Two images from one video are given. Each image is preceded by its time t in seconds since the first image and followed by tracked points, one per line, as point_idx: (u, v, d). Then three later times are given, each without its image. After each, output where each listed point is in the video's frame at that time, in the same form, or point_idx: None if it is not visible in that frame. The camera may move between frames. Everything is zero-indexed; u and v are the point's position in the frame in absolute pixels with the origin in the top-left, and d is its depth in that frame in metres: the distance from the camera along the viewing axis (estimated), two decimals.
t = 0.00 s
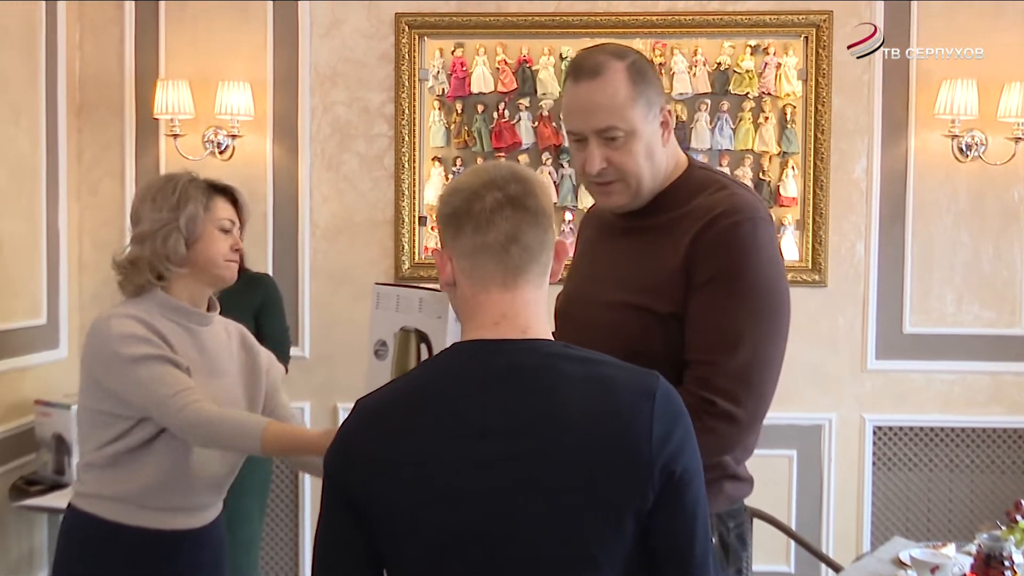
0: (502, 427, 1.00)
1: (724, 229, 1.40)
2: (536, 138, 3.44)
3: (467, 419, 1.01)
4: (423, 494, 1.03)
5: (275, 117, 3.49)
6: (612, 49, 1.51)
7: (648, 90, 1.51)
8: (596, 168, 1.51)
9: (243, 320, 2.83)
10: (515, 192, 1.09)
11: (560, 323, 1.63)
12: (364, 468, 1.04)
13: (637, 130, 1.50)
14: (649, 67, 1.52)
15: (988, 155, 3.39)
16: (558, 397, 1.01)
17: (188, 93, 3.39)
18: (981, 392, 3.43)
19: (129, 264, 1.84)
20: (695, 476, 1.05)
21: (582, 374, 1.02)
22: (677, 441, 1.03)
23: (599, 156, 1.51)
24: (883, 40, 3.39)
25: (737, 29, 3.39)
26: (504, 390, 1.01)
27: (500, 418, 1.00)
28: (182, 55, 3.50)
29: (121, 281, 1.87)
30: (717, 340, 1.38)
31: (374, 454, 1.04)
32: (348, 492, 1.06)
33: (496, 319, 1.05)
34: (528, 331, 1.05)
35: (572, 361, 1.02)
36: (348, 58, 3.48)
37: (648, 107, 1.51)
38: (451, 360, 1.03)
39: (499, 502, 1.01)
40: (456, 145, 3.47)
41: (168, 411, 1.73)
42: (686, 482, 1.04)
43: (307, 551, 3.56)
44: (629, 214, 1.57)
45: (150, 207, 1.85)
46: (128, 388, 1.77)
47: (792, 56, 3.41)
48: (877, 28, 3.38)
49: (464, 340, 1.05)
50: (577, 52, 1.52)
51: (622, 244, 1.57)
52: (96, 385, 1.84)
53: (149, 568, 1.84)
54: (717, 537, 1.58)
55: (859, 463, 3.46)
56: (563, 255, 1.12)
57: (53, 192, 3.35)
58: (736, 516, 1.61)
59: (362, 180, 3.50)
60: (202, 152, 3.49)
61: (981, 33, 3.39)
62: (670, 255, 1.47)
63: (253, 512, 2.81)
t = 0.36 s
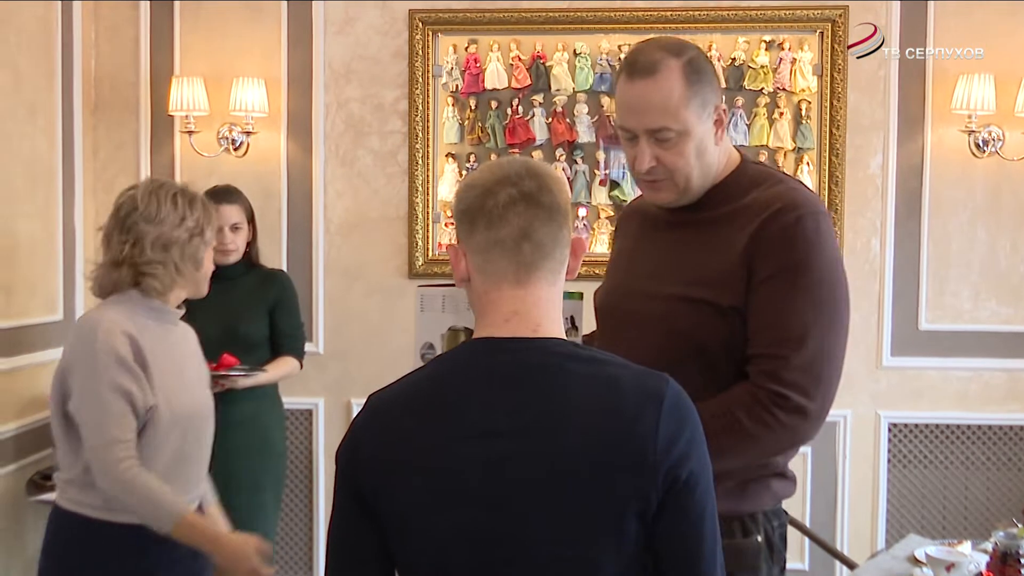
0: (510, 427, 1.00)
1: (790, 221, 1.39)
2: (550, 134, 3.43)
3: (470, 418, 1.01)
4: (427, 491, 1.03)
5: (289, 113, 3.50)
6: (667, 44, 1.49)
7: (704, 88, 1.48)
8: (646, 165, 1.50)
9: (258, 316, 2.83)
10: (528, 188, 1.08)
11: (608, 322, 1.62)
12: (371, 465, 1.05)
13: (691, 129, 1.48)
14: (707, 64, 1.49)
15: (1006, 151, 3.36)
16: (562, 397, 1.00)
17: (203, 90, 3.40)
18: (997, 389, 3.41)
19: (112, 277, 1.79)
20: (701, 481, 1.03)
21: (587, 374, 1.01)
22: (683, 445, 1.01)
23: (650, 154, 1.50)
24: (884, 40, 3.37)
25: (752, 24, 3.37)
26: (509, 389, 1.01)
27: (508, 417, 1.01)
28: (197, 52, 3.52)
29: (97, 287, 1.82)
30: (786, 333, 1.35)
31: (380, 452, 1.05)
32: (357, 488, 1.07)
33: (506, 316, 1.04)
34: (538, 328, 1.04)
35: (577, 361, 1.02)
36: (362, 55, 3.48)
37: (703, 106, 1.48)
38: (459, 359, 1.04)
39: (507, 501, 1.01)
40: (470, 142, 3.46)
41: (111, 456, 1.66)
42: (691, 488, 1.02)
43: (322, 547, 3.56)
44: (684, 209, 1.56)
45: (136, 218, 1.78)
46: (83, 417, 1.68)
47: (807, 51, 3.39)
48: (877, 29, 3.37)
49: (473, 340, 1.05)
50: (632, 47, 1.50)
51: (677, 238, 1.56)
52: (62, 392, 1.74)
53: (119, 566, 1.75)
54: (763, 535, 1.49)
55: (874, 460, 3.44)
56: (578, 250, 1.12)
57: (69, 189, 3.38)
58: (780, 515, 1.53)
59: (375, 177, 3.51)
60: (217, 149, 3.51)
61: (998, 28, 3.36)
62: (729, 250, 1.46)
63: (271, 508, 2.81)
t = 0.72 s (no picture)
0: (506, 431, 1.00)
1: (842, 229, 1.35)
2: (558, 138, 3.44)
3: (465, 422, 1.02)
4: (422, 494, 1.03)
5: (298, 118, 3.51)
6: (719, 44, 1.46)
7: (756, 89, 1.45)
8: (695, 165, 1.45)
9: (267, 319, 2.84)
10: (526, 192, 1.08)
11: (646, 323, 1.57)
12: (371, 465, 1.06)
13: (744, 129, 1.44)
14: (760, 64, 1.46)
15: (1015, 154, 3.35)
16: (555, 404, 1.00)
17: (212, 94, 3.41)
18: (1007, 392, 3.40)
19: (71, 273, 1.80)
20: (694, 495, 1.02)
21: (583, 381, 1.01)
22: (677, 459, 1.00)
23: (700, 152, 1.45)
24: (884, 40, 3.37)
25: (760, 27, 3.37)
26: (505, 395, 1.01)
27: (504, 422, 1.00)
28: (207, 57, 3.53)
29: (52, 285, 1.82)
30: (837, 340, 1.33)
31: (379, 454, 1.06)
32: (358, 490, 1.08)
33: (505, 322, 1.05)
34: (536, 336, 1.04)
35: (574, 367, 1.01)
36: (370, 59, 3.49)
37: (755, 106, 1.45)
38: (461, 365, 1.04)
39: (502, 506, 1.01)
40: (478, 145, 3.47)
41: (80, 457, 1.71)
42: (686, 501, 1.00)
43: (330, 550, 3.56)
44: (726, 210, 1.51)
45: (100, 217, 1.82)
46: (59, 414, 1.72)
47: (816, 55, 3.39)
48: (877, 28, 3.36)
49: (474, 344, 1.06)
50: (684, 45, 1.47)
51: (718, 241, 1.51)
52: (40, 383, 1.74)
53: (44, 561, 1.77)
54: (801, 542, 1.46)
55: (883, 465, 3.43)
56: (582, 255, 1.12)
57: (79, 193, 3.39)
58: (815, 523, 1.51)
59: (384, 180, 3.51)
60: (226, 153, 3.52)
61: (1008, 31, 3.35)
62: (776, 253, 1.42)
63: (280, 511, 2.82)
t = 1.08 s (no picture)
0: (506, 432, 1.00)
1: (870, 230, 1.35)
2: (565, 138, 3.43)
3: (468, 423, 1.02)
4: (425, 495, 1.03)
5: (305, 118, 3.52)
6: (747, 40, 1.46)
7: (780, 85, 1.44)
8: (720, 158, 1.45)
9: (274, 320, 2.84)
10: (519, 198, 1.07)
11: (667, 322, 1.57)
12: (376, 466, 1.06)
13: (771, 124, 1.44)
14: (789, 62, 1.46)
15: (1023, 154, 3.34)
16: (559, 406, 1.00)
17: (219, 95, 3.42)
18: (1015, 393, 3.39)
19: (59, 268, 1.88)
20: (697, 498, 1.01)
21: (585, 383, 1.01)
22: (680, 462, 0.99)
23: (725, 144, 1.45)
24: (884, 40, 3.35)
25: (768, 27, 3.37)
26: (510, 396, 1.01)
27: (504, 425, 1.01)
28: (215, 57, 3.53)
29: (40, 279, 1.91)
30: (869, 342, 1.32)
31: (387, 456, 1.06)
32: (363, 491, 1.08)
33: (507, 324, 1.05)
34: (539, 337, 1.04)
35: (575, 368, 1.01)
36: (377, 59, 3.49)
37: (782, 102, 1.45)
38: (468, 367, 1.04)
39: (503, 509, 1.01)
40: (485, 146, 3.47)
41: (57, 428, 1.78)
42: (687, 505, 1.00)
43: (337, 550, 3.57)
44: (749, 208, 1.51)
45: (86, 217, 1.91)
46: (44, 392, 1.80)
47: (823, 54, 3.38)
48: (878, 28, 3.34)
49: (481, 345, 1.06)
50: (713, 41, 1.47)
51: (740, 241, 1.50)
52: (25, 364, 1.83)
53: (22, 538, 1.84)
54: (820, 544, 1.45)
55: (890, 465, 3.42)
56: (588, 255, 1.09)
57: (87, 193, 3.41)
58: (835, 524, 1.50)
59: (390, 181, 3.51)
60: (234, 154, 3.53)
61: (1016, 30, 3.34)
62: (801, 254, 1.41)
63: (288, 511, 2.83)
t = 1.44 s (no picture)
0: (506, 432, 1.00)
1: (874, 233, 1.35)
2: (566, 138, 3.43)
3: (469, 422, 1.02)
4: (428, 493, 1.04)
5: (306, 119, 3.52)
6: (752, 40, 1.46)
7: (787, 86, 1.44)
8: (726, 159, 1.45)
9: (276, 320, 2.84)
10: (531, 199, 1.08)
11: (670, 322, 1.57)
12: (380, 463, 1.07)
13: (776, 125, 1.44)
14: (794, 63, 1.46)
15: None
16: (559, 407, 1.00)
17: (220, 95, 3.42)
18: (1017, 393, 3.38)
19: (67, 264, 2.22)
20: (696, 501, 1.00)
21: (585, 384, 1.01)
22: (678, 465, 0.99)
23: (731, 146, 1.45)
24: (884, 40, 3.35)
25: (769, 27, 3.36)
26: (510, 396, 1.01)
27: (505, 425, 1.01)
28: (216, 57, 3.54)
29: (46, 271, 2.24)
30: (875, 343, 1.32)
31: (389, 455, 1.07)
32: (368, 487, 1.09)
33: (512, 324, 1.06)
34: (542, 338, 1.04)
35: (576, 370, 1.01)
36: (379, 59, 3.49)
37: (787, 103, 1.45)
38: (470, 367, 1.05)
39: (502, 509, 1.01)
40: (486, 146, 3.47)
41: (93, 405, 2.18)
42: (685, 508, 0.99)
43: (338, 551, 3.56)
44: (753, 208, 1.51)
45: (88, 219, 2.24)
46: (75, 376, 2.17)
47: (825, 54, 3.38)
48: (877, 28, 3.33)
49: (485, 345, 1.06)
50: (718, 41, 1.48)
51: (743, 240, 1.50)
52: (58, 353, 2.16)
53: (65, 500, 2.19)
54: (825, 544, 1.45)
55: (892, 465, 3.42)
56: (598, 259, 1.09)
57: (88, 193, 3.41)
58: (839, 524, 1.50)
59: (392, 181, 3.51)
60: (235, 154, 3.53)
61: (1018, 29, 3.34)
62: (804, 255, 1.41)
63: (290, 512, 2.83)
